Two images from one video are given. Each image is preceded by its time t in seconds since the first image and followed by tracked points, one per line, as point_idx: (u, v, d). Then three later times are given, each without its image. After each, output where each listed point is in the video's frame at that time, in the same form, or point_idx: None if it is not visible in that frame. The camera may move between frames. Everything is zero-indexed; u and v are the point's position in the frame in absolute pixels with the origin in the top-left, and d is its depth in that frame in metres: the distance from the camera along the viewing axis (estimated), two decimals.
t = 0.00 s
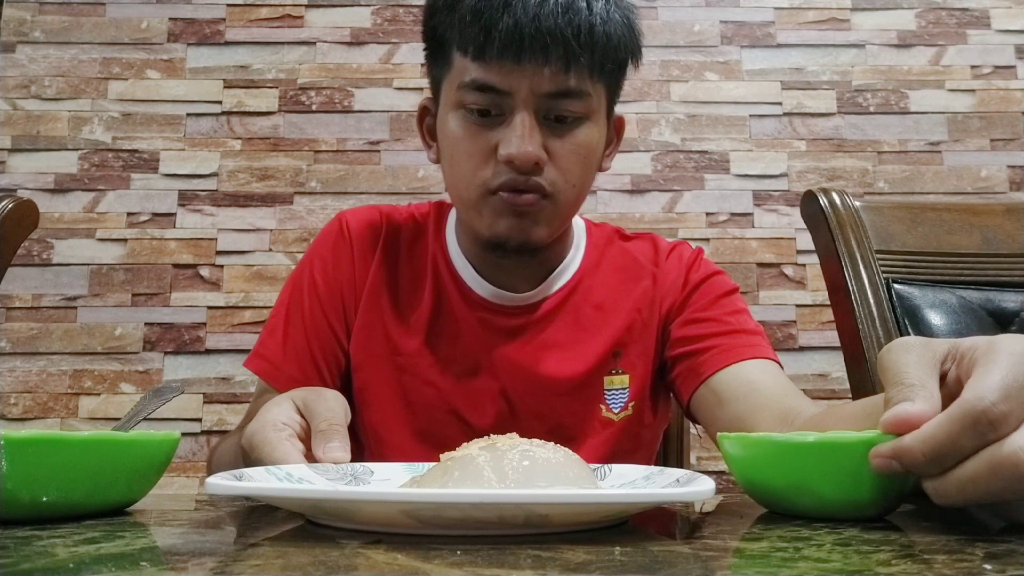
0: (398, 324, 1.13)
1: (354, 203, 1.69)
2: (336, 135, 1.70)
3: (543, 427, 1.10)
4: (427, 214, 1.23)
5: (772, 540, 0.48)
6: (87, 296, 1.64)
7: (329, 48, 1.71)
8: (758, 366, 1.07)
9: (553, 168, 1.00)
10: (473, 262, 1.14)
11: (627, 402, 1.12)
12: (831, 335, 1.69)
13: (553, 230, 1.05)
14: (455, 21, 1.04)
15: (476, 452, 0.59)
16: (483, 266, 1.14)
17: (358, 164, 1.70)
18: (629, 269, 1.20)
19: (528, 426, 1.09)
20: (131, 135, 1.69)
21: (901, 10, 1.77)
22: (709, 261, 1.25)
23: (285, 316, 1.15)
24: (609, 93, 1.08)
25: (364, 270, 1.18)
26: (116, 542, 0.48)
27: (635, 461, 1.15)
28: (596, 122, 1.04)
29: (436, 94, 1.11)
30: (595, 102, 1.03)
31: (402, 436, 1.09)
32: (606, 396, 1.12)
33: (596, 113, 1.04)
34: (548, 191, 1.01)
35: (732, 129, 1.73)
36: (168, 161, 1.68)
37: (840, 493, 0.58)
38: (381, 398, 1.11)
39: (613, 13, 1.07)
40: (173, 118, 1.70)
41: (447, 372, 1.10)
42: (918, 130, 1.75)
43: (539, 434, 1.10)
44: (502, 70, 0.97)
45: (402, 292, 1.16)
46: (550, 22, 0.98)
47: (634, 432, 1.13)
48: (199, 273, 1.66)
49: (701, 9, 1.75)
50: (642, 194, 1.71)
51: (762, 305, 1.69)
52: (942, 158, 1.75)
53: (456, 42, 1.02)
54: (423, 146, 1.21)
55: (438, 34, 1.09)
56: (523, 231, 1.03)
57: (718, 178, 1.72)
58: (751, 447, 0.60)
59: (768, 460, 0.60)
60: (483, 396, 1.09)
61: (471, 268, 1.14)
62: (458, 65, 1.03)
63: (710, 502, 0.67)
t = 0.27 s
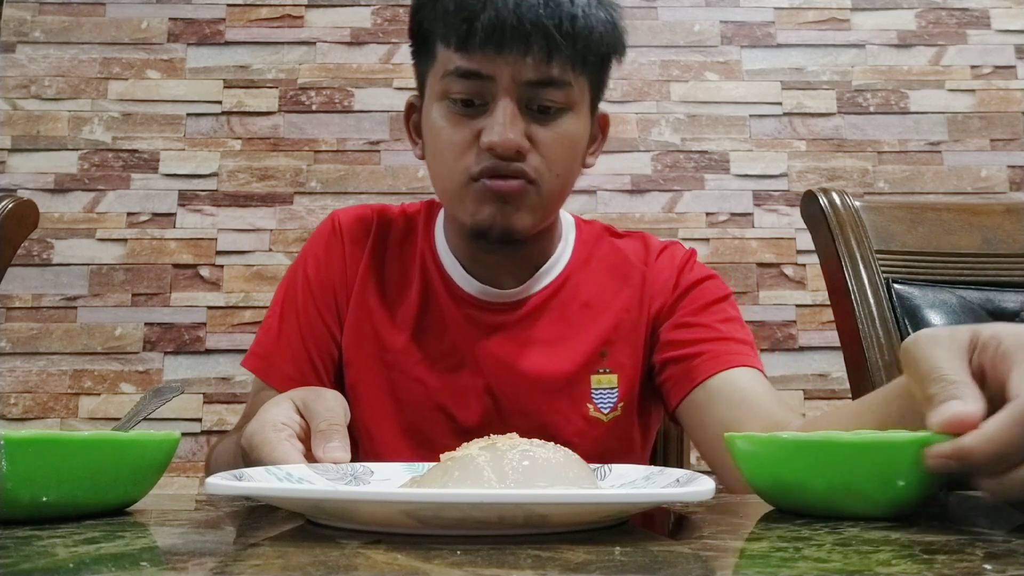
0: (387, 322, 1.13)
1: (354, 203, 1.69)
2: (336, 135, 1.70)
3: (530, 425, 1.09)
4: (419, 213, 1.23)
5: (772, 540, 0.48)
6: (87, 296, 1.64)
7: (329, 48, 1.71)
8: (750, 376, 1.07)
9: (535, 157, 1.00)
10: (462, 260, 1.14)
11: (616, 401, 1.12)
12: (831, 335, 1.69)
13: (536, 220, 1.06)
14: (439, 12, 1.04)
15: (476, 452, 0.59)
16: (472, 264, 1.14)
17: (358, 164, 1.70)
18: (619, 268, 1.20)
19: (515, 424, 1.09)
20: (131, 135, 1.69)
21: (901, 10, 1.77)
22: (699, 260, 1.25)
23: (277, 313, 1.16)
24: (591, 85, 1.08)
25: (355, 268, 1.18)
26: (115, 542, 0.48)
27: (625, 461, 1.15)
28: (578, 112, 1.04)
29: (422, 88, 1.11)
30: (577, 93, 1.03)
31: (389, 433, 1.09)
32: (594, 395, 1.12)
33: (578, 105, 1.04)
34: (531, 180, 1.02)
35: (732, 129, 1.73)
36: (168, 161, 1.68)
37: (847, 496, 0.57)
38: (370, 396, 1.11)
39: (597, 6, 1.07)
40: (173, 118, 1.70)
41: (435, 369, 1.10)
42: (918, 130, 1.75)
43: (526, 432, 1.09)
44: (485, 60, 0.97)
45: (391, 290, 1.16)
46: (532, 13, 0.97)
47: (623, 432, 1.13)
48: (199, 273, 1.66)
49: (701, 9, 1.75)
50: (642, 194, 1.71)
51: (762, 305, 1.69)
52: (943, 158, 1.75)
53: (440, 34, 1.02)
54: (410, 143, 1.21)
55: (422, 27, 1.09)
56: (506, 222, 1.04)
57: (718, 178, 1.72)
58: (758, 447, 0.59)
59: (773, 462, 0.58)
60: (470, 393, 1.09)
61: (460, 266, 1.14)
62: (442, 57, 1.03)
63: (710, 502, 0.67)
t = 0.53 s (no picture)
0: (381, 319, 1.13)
1: (354, 203, 1.69)
2: (336, 135, 1.70)
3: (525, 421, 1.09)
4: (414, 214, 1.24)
5: (773, 540, 0.48)
6: (87, 296, 1.64)
7: (329, 48, 1.72)
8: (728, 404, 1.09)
9: (512, 156, 1.00)
10: (455, 258, 1.14)
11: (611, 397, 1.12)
12: (831, 335, 1.69)
13: (519, 220, 1.05)
14: (404, 21, 1.05)
15: (476, 452, 0.59)
16: (465, 262, 1.14)
17: (358, 164, 1.70)
18: (610, 266, 1.20)
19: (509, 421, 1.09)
20: (131, 135, 1.69)
21: (901, 10, 1.77)
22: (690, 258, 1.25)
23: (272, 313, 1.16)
24: (564, 81, 1.08)
25: (349, 267, 1.18)
26: (115, 542, 0.48)
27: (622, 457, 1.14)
28: (551, 109, 1.04)
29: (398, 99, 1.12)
30: (548, 89, 1.03)
31: (385, 430, 1.09)
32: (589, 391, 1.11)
33: (551, 101, 1.04)
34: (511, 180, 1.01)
35: (732, 129, 1.73)
36: (168, 161, 1.68)
37: (836, 498, 0.57)
38: (364, 393, 1.10)
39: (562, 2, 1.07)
40: (173, 118, 1.70)
41: (430, 366, 1.10)
42: (918, 130, 1.75)
43: (521, 429, 1.09)
44: (451, 64, 0.98)
45: (385, 288, 1.16)
46: (493, 13, 0.98)
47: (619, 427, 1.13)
48: (199, 273, 1.66)
49: (701, 9, 1.75)
50: (642, 194, 1.71)
51: (762, 305, 1.69)
52: (943, 158, 1.75)
53: (408, 42, 1.04)
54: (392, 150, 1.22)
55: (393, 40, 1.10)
56: (487, 224, 1.03)
57: (718, 178, 1.72)
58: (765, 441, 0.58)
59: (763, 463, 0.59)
60: (464, 389, 1.09)
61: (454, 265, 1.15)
62: (413, 64, 1.04)
63: (710, 502, 0.67)
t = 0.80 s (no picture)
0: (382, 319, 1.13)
1: (354, 203, 1.69)
2: (336, 135, 1.70)
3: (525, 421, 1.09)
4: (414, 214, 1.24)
5: (773, 540, 0.48)
6: (87, 296, 1.64)
7: (329, 48, 1.72)
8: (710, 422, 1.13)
9: (520, 153, 1.00)
10: (455, 257, 1.14)
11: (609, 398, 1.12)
12: (831, 335, 1.68)
13: (526, 217, 1.05)
14: (415, 21, 1.05)
15: (476, 452, 0.59)
16: (465, 262, 1.14)
17: (358, 164, 1.70)
18: (610, 268, 1.21)
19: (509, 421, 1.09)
20: (131, 135, 1.69)
21: (901, 10, 1.77)
22: (687, 263, 1.26)
23: (271, 311, 1.15)
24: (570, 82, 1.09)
25: (349, 266, 1.18)
26: (115, 542, 0.48)
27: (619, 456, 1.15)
28: (558, 109, 1.04)
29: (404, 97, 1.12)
30: (557, 88, 1.04)
31: (384, 429, 1.09)
32: (588, 391, 1.12)
33: (559, 101, 1.04)
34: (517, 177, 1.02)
35: (732, 129, 1.73)
36: (168, 161, 1.68)
37: (803, 496, 0.60)
38: (364, 392, 1.10)
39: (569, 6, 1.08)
40: (173, 118, 1.70)
41: (430, 365, 1.10)
42: (918, 130, 1.75)
43: (521, 428, 1.10)
44: (461, 61, 0.99)
45: (385, 287, 1.16)
46: (503, 13, 0.99)
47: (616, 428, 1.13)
48: (199, 273, 1.66)
49: (701, 9, 1.75)
50: (642, 194, 1.71)
51: (762, 305, 1.69)
52: (943, 158, 1.75)
53: (418, 41, 1.04)
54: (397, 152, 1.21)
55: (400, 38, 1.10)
56: (493, 221, 1.03)
57: (718, 178, 1.72)
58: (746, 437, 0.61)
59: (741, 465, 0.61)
60: (465, 389, 1.09)
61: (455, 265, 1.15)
62: (422, 63, 1.04)
63: (710, 502, 0.67)
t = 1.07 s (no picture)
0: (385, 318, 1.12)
1: (354, 203, 1.69)
2: (336, 135, 1.70)
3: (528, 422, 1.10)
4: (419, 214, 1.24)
5: (772, 540, 0.48)
6: (87, 296, 1.64)
7: (329, 48, 1.71)
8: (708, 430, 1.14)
9: (528, 154, 1.00)
10: (459, 257, 1.14)
11: (613, 399, 1.13)
12: (831, 335, 1.68)
13: (532, 217, 1.05)
14: (425, 20, 1.06)
15: (476, 452, 0.59)
16: (468, 261, 1.14)
17: (358, 164, 1.69)
18: (615, 270, 1.21)
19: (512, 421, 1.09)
20: (131, 135, 1.69)
21: (901, 10, 1.77)
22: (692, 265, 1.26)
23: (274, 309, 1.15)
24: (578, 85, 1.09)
25: (353, 265, 1.17)
26: (116, 542, 0.48)
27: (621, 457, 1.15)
28: (566, 111, 1.04)
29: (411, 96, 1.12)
30: (566, 90, 1.04)
31: (386, 428, 1.09)
32: (593, 393, 1.12)
33: (567, 102, 1.05)
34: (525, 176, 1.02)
35: (732, 129, 1.73)
36: (168, 161, 1.68)
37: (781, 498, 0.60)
38: (367, 392, 1.10)
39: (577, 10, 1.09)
40: (173, 118, 1.70)
41: (433, 365, 1.10)
42: (918, 130, 1.75)
43: (523, 429, 1.10)
44: (472, 60, 0.99)
45: (389, 287, 1.16)
46: (514, 15, 0.99)
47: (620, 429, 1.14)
48: (199, 273, 1.66)
49: (701, 9, 1.75)
50: (642, 194, 1.71)
51: (762, 305, 1.69)
52: (942, 158, 1.75)
53: (428, 40, 1.04)
54: (401, 149, 1.21)
55: (409, 38, 1.10)
56: (500, 220, 1.03)
57: (718, 178, 1.72)
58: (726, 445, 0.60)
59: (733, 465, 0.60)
60: (468, 390, 1.09)
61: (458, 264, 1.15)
62: (431, 62, 1.04)
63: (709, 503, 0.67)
